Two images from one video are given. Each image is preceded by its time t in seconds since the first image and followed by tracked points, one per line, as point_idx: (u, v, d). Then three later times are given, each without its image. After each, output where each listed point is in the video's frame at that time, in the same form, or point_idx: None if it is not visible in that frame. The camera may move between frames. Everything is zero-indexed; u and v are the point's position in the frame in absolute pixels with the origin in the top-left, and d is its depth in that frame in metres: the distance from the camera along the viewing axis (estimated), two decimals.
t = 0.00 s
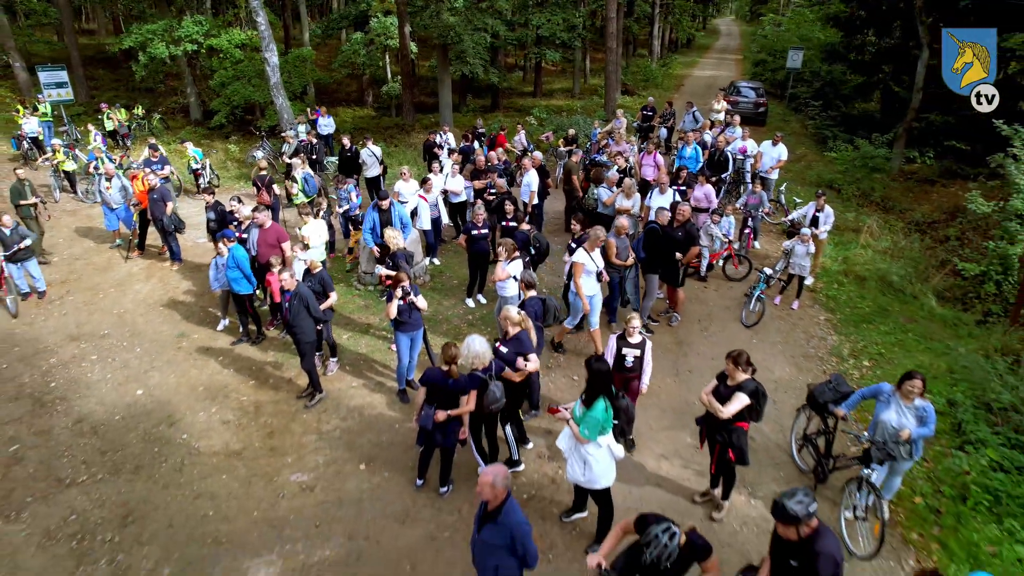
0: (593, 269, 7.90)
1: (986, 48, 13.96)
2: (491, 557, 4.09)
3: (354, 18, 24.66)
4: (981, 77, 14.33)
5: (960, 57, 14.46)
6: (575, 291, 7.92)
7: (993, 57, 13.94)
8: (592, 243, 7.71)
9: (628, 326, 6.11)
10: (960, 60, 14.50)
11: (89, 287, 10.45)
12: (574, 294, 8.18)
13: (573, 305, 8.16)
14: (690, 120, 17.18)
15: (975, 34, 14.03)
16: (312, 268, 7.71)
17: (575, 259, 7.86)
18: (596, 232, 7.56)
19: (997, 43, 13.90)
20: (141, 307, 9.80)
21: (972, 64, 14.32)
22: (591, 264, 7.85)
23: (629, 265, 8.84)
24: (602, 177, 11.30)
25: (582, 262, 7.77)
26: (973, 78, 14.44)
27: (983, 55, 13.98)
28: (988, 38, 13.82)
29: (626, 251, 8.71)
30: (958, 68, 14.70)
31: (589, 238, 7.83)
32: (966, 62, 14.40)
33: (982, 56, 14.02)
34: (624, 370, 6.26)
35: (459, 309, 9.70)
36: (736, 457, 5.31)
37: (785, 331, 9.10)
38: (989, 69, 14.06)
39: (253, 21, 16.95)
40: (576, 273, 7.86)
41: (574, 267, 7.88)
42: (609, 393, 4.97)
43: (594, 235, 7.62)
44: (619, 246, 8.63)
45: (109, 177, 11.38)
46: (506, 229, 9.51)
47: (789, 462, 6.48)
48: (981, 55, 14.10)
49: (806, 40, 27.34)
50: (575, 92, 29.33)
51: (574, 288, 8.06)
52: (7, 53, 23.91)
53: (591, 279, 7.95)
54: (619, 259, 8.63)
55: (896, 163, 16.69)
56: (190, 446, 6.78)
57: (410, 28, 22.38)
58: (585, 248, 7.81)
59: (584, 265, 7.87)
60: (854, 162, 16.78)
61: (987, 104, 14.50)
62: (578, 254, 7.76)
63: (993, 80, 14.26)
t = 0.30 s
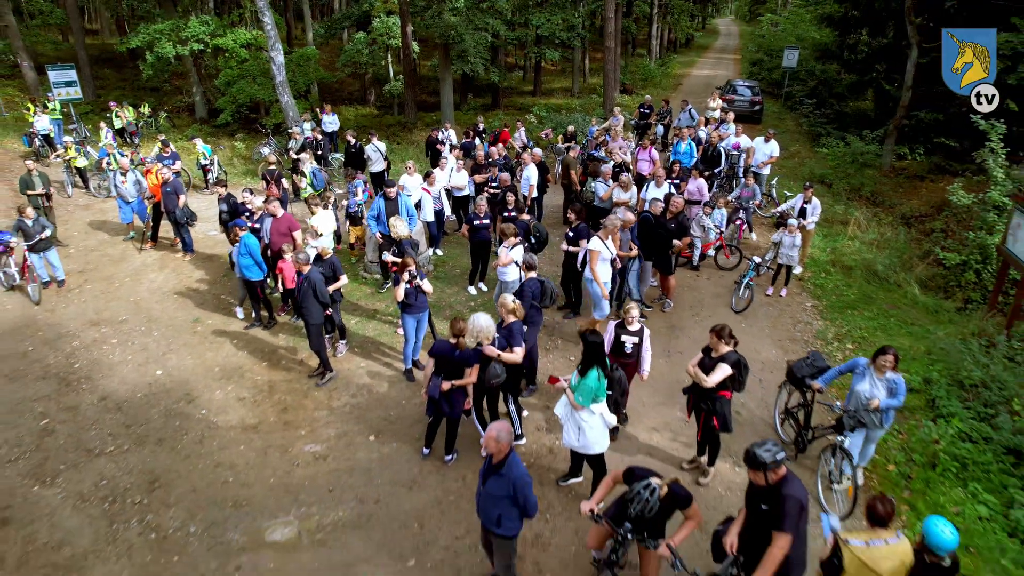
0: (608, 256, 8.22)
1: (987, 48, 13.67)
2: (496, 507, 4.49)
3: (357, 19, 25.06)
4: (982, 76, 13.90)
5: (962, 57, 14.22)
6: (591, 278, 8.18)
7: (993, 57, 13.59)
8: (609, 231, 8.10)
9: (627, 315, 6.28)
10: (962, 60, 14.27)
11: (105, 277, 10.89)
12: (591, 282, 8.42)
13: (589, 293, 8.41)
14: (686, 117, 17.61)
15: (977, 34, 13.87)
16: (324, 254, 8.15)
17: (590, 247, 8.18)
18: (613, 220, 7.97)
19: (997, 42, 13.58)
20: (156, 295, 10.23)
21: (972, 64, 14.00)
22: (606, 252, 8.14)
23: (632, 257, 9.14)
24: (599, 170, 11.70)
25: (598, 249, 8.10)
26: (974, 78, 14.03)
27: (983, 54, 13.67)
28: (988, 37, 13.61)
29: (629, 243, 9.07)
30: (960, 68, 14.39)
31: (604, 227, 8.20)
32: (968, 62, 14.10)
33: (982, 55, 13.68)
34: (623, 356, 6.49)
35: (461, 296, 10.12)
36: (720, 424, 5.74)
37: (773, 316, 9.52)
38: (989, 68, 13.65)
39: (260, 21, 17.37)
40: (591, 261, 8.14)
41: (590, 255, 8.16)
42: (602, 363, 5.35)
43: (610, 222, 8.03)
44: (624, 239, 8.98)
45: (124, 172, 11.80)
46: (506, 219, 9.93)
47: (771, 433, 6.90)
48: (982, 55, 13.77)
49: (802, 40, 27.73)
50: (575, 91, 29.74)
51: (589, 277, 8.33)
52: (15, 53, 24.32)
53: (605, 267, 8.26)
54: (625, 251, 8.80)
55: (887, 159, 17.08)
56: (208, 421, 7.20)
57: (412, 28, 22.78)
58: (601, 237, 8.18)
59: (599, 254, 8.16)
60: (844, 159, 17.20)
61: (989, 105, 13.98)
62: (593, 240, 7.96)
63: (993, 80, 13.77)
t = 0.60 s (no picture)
0: (621, 249, 8.44)
1: (987, 49, 13.15)
2: (497, 463, 4.88)
3: (360, 19, 25.47)
4: (982, 77, 13.33)
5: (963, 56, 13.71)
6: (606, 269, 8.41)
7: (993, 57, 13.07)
8: (622, 223, 8.35)
9: (619, 306, 6.40)
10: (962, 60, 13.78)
11: (120, 267, 11.33)
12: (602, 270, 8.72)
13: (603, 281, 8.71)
14: (682, 115, 18.03)
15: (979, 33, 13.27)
16: (332, 241, 8.63)
17: (605, 240, 8.37)
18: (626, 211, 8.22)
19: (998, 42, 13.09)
20: (171, 283, 10.67)
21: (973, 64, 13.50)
22: (619, 245, 8.33)
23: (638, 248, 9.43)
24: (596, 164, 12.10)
25: (613, 240, 8.30)
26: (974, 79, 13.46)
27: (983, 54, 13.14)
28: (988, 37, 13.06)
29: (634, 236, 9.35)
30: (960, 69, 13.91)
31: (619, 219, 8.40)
32: (967, 63, 13.67)
33: (982, 55, 13.15)
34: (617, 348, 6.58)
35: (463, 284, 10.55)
36: (706, 395, 6.16)
37: (761, 302, 9.94)
38: (988, 69, 13.11)
39: (266, 21, 17.80)
40: (607, 252, 8.33)
41: (605, 248, 8.36)
42: (595, 338, 5.74)
43: (624, 214, 8.28)
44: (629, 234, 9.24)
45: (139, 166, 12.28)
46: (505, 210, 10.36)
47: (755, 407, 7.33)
48: (982, 55, 13.25)
49: (798, 39, 28.11)
50: (574, 90, 30.16)
51: (603, 268, 8.57)
52: (23, 53, 24.75)
53: (618, 257, 8.47)
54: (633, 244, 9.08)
55: (878, 155, 17.48)
56: (226, 396, 7.65)
57: (414, 28, 23.18)
58: (615, 229, 8.41)
59: (614, 246, 8.36)
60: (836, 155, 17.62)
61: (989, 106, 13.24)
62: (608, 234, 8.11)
63: (993, 80, 13.16)
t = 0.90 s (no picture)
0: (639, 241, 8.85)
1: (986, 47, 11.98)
2: (497, 428, 5.25)
3: (362, 19, 25.85)
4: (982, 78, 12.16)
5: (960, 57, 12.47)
6: (624, 260, 8.80)
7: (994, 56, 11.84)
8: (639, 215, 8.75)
9: (614, 293, 6.76)
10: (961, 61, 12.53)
11: (134, 257, 11.79)
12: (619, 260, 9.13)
13: (619, 270, 9.11)
14: (678, 112, 18.45)
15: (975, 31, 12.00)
16: (340, 231, 9.06)
17: (625, 233, 8.74)
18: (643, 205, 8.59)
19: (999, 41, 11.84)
20: (183, 273, 11.12)
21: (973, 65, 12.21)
22: (638, 238, 8.74)
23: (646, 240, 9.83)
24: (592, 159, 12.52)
25: (632, 232, 8.70)
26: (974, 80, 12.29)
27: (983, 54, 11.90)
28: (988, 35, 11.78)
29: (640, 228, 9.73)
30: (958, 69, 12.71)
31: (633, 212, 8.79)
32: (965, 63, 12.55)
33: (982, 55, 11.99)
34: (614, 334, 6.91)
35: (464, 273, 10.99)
36: (693, 369, 6.57)
37: (750, 290, 10.36)
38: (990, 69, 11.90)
39: (272, 21, 18.21)
40: (627, 245, 8.71)
41: (625, 239, 8.77)
42: (589, 315, 6.08)
43: (641, 207, 8.66)
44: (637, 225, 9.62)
45: (151, 161, 12.64)
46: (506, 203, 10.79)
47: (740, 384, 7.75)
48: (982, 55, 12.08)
49: (794, 39, 28.50)
50: (573, 89, 30.56)
51: (621, 259, 8.95)
52: (31, 52, 25.17)
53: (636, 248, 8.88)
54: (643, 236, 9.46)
55: (869, 151, 17.88)
56: (240, 375, 8.09)
57: (415, 28, 23.56)
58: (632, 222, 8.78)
59: (632, 238, 8.77)
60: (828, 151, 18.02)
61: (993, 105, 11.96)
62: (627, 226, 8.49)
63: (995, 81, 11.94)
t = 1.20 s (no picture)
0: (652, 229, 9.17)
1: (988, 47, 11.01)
2: (494, 396, 5.63)
3: (364, 19, 26.23)
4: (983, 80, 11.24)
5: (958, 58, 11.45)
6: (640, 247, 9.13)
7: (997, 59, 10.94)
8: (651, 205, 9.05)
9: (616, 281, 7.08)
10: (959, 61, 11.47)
11: (147, 248, 12.24)
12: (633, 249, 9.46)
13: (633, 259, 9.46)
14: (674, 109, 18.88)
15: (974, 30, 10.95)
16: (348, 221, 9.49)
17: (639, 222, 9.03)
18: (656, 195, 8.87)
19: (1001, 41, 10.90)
20: (195, 262, 11.57)
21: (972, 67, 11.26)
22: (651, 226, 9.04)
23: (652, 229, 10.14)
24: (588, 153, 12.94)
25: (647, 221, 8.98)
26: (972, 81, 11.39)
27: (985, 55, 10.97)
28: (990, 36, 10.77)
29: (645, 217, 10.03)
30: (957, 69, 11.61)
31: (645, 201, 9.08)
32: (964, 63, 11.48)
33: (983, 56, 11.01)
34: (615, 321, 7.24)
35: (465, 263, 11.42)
36: (682, 346, 6.99)
37: (740, 279, 10.79)
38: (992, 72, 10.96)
39: (277, 21, 18.63)
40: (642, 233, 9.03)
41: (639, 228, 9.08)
42: (585, 295, 6.49)
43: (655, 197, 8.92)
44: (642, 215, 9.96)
45: (164, 155, 13.09)
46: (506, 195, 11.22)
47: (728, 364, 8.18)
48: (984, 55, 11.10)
49: (790, 39, 28.90)
50: (573, 88, 30.95)
51: (635, 247, 9.26)
52: (38, 52, 25.59)
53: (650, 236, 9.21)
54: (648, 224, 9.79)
55: (860, 148, 18.28)
56: (254, 356, 8.54)
57: (417, 27, 23.93)
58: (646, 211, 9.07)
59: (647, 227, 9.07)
60: (821, 148, 18.46)
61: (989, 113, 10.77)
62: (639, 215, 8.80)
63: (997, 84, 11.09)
